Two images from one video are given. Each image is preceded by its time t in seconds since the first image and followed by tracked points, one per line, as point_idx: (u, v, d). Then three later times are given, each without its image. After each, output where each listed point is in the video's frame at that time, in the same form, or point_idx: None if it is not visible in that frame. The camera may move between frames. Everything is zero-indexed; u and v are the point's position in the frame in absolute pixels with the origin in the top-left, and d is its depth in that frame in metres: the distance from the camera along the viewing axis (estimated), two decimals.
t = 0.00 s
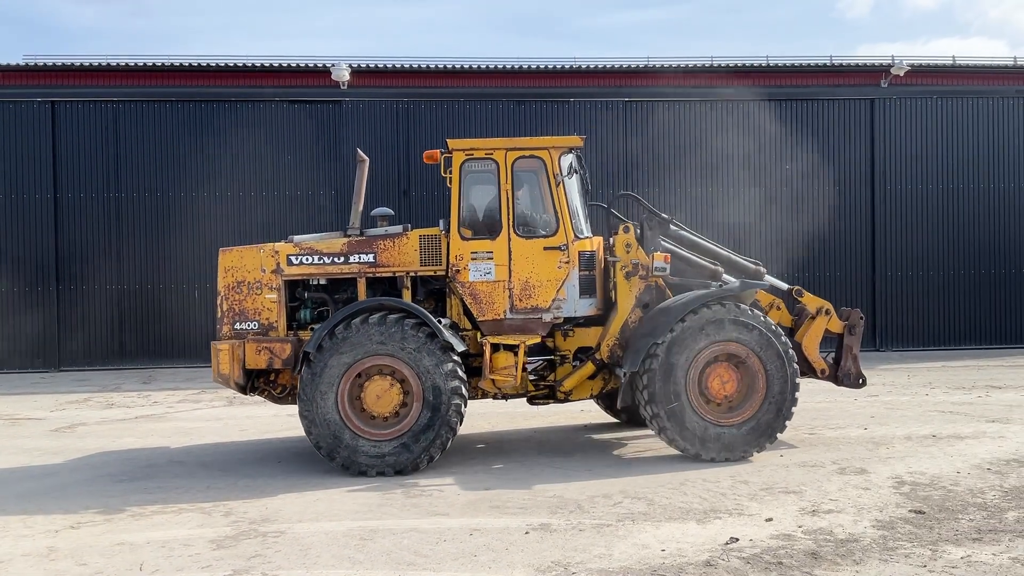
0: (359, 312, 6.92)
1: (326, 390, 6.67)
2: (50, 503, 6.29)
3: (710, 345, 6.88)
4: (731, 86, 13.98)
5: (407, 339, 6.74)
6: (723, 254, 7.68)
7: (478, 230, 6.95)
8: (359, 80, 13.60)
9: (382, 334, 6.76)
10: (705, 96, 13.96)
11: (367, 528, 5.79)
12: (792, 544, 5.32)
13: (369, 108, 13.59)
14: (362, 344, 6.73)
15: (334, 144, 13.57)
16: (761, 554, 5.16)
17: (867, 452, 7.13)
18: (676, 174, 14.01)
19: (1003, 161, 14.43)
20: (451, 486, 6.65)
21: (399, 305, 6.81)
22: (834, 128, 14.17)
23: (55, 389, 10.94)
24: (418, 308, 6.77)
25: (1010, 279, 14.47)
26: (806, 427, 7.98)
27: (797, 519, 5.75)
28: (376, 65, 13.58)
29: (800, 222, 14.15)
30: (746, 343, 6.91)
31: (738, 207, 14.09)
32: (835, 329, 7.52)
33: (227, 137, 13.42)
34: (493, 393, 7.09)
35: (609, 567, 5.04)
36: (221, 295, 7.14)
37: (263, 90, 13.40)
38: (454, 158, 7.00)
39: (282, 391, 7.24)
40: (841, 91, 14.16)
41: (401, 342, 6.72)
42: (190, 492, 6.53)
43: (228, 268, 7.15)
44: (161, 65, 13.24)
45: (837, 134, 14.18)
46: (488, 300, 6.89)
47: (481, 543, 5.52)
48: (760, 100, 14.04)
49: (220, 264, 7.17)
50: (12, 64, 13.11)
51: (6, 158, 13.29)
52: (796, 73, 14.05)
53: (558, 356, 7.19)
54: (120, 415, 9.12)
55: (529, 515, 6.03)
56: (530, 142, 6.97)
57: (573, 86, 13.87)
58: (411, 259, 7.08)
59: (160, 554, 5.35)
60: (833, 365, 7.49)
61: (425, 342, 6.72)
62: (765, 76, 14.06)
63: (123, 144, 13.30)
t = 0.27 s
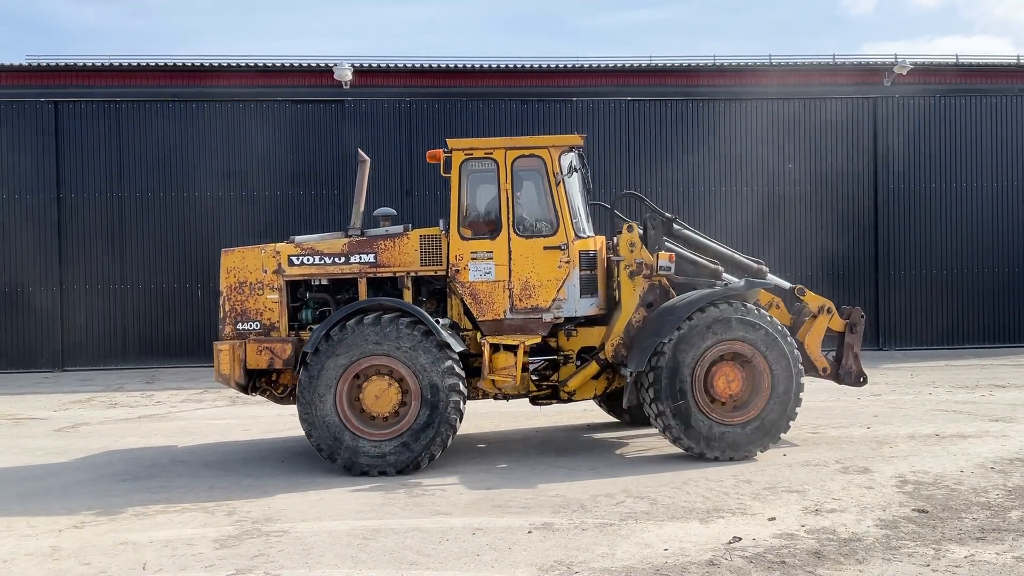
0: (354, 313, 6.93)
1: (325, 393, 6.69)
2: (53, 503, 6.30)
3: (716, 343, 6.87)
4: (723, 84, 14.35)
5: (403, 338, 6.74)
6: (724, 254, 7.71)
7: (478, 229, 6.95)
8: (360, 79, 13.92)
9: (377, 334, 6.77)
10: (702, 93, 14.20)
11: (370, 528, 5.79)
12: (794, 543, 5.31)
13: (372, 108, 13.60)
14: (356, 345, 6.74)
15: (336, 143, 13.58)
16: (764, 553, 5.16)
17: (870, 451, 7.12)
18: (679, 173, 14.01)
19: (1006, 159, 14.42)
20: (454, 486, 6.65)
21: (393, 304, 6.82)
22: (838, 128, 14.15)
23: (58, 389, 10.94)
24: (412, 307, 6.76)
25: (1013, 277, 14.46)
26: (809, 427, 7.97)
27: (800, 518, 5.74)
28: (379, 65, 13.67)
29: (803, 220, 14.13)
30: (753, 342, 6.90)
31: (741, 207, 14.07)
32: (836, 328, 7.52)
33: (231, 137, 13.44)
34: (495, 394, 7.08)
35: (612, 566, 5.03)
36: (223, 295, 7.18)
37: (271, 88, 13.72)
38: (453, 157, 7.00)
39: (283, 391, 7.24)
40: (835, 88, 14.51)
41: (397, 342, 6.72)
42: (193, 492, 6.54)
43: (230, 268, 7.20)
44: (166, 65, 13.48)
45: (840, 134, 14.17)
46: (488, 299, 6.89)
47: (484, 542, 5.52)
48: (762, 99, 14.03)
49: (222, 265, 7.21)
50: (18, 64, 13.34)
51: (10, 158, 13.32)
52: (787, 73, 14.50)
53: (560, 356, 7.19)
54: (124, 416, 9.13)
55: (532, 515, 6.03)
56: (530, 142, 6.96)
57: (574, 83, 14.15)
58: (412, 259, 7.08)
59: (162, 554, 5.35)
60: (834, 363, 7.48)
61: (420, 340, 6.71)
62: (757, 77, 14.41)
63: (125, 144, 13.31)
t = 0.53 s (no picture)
0: (344, 314, 6.94)
1: (321, 397, 6.70)
2: (61, 502, 6.31)
3: (719, 343, 6.86)
4: (730, 82, 14.23)
5: (393, 335, 6.75)
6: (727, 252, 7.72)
7: (477, 228, 6.94)
8: (367, 79, 13.76)
9: (367, 333, 6.78)
10: (708, 92, 14.11)
11: (376, 526, 5.80)
12: (801, 542, 5.30)
13: (377, 108, 13.59)
14: (348, 346, 6.74)
15: (342, 143, 13.58)
16: (770, 552, 5.15)
17: (876, 450, 7.11)
18: (685, 171, 13.97)
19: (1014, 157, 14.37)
20: (460, 485, 6.65)
21: (380, 302, 6.82)
22: (844, 127, 14.11)
23: (65, 388, 10.97)
24: (400, 303, 6.78)
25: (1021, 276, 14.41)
26: (815, 425, 7.95)
27: (807, 517, 5.73)
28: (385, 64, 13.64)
29: (809, 219, 14.09)
30: (756, 340, 6.89)
31: (746, 205, 14.04)
32: (837, 327, 7.48)
33: (237, 137, 13.46)
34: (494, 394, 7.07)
35: (618, 565, 5.03)
36: (226, 293, 7.23)
37: (274, 87, 13.61)
38: (452, 155, 7.00)
39: (285, 390, 7.26)
40: (844, 86, 14.35)
41: (387, 338, 6.73)
42: (200, 490, 6.55)
43: (232, 267, 7.24)
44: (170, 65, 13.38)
45: (845, 133, 14.12)
46: (488, 299, 6.89)
47: (490, 541, 5.52)
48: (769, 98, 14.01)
49: (225, 263, 7.26)
50: (24, 64, 13.23)
51: (16, 159, 13.35)
52: (795, 70, 14.31)
53: (563, 356, 7.20)
54: (131, 415, 9.15)
55: (537, 513, 6.03)
56: (529, 140, 6.94)
57: (580, 81, 13.96)
58: (411, 258, 7.09)
59: (169, 553, 5.37)
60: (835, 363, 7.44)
61: (410, 335, 6.71)
62: (767, 74, 14.26)
63: (132, 144, 13.34)
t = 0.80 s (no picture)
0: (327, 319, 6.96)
1: (316, 404, 6.71)
2: (71, 500, 6.34)
3: (719, 342, 6.82)
4: (743, 80, 14.02)
5: (377, 331, 6.75)
6: (729, 251, 7.72)
7: (474, 227, 6.93)
8: (375, 78, 13.65)
9: (352, 334, 6.78)
10: (718, 91, 13.96)
11: (384, 525, 5.80)
12: (810, 541, 5.28)
13: (385, 108, 13.59)
14: (335, 349, 6.74)
15: (349, 143, 13.60)
16: (780, 551, 5.14)
17: (886, 448, 7.09)
18: (693, 170, 13.94)
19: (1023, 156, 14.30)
20: (469, 484, 6.65)
21: (359, 302, 6.83)
22: (853, 124, 14.09)
23: (74, 387, 11.01)
24: (380, 298, 6.79)
25: None
26: (824, 424, 7.93)
27: (816, 516, 5.72)
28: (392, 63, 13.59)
29: (816, 218, 14.07)
30: (755, 337, 6.86)
31: (755, 204, 14.02)
32: (837, 326, 7.45)
33: (244, 137, 13.49)
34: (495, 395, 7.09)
35: (627, 564, 5.02)
36: (227, 293, 7.28)
37: (281, 88, 13.47)
38: (449, 155, 7.01)
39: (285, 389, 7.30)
40: (857, 84, 14.13)
41: (372, 335, 6.74)
42: (209, 489, 6.56)
43: (233, 267, 7.29)
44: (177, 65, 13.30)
45: (854, 131, 14.09)
46: (484, 298, 6.89)
47: (499, 540, 5.51)
48: (778, 96, 13.98)
49: (226, 263, 7.31)
50: (32, 65, 13.13)
51: (25, 159, 13.40)
52: (810, 68, 14.04)
53: (564, 355, 7.15)
54: (140, 413, 9.19)
55: (546, 512, 6.03)
56: (525, 138, 6.91)
57: (589, 80, 13.84)
58: (409, 257, 7.09)
59: (179, 551, 5.38)
60: (835, 361, 7.41)
61: (394, 328, 6.72)
62: (781, 72, 14.04)
63: (140, 144, 13.40)
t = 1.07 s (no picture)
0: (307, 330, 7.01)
1: (312, 414, 6.73)
2: (84, 499, 6.36)
3: (716, 345, 6.77)
4: (755, 78, 13.89)
5: (355, 331, 6.79)
6: (728, 249, 7.71)
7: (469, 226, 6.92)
8: (385, 77, 13.62)
9: (332, 339, 6.82)
10: (729, 89, 13.89)
11: (396, 524, 5.80)
12: (823, 541, 5.26)
13: (395, 107, 13.62)
14: (317, 357, 6.77)
15: (360, 142, 13.64)
16: (793, 551, 5.11)
17: (898, 448, 7.05)
18: (704, 168, 13.91)
19: None
20: (480, 484, 6.65)
21: (331, 307, 6.89)
22: (866, 122, 14.03)
23: (86, 386, 11.06)
24: (350, 299, 6.84)
25: None
26: (836, 423, 7.90)
27: (829, 516, 5.69)
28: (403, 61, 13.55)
29: (828, 217, 14.03)
30: (752, 335, 6.83)
31: (765, 202, 13.98)
32: (836, 324, 7.40)
33: (254, 137, 13.53)
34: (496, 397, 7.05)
35: (639, 563, 5.01)
36: (229, 292, 7.36)
37: (291, 87, 13.48)
38: (444, 154, 7.01)
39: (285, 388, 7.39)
40: (868, 81, 14.04)
41: (351, 335, 6.77)
42: (221, 488, 6.57)
43: (235, 266, 7.37)
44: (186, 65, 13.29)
45: (864, 129, 14.03)
46: (479, 297, 6.86)
47: (510, 539, 5.51)
48: (790, 94, 13.92)
49: (228, 262, 7.39)
50: (42, 65, 13.13)
51: (36, 159, 13.45)
52: (821, 65, 13.92)
53: (564, 356, 7.09)
54: (153, 412, 9.22)
55: (557, 511, 6.01)
56: (519, 136, 6.90)
57: (598, 78, 13.79)
58: (406, 257, 7.09)
59: (191, 550, 5.38)
60: (835, 360, 7.38)
61: (370, 324, 6.76)
62: (795, 69, 13.93)
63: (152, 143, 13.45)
